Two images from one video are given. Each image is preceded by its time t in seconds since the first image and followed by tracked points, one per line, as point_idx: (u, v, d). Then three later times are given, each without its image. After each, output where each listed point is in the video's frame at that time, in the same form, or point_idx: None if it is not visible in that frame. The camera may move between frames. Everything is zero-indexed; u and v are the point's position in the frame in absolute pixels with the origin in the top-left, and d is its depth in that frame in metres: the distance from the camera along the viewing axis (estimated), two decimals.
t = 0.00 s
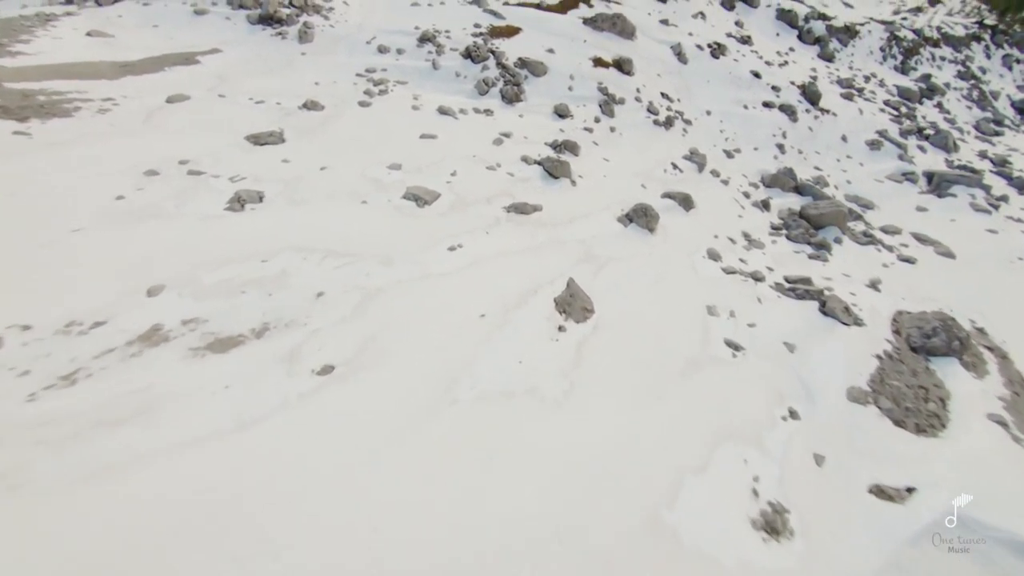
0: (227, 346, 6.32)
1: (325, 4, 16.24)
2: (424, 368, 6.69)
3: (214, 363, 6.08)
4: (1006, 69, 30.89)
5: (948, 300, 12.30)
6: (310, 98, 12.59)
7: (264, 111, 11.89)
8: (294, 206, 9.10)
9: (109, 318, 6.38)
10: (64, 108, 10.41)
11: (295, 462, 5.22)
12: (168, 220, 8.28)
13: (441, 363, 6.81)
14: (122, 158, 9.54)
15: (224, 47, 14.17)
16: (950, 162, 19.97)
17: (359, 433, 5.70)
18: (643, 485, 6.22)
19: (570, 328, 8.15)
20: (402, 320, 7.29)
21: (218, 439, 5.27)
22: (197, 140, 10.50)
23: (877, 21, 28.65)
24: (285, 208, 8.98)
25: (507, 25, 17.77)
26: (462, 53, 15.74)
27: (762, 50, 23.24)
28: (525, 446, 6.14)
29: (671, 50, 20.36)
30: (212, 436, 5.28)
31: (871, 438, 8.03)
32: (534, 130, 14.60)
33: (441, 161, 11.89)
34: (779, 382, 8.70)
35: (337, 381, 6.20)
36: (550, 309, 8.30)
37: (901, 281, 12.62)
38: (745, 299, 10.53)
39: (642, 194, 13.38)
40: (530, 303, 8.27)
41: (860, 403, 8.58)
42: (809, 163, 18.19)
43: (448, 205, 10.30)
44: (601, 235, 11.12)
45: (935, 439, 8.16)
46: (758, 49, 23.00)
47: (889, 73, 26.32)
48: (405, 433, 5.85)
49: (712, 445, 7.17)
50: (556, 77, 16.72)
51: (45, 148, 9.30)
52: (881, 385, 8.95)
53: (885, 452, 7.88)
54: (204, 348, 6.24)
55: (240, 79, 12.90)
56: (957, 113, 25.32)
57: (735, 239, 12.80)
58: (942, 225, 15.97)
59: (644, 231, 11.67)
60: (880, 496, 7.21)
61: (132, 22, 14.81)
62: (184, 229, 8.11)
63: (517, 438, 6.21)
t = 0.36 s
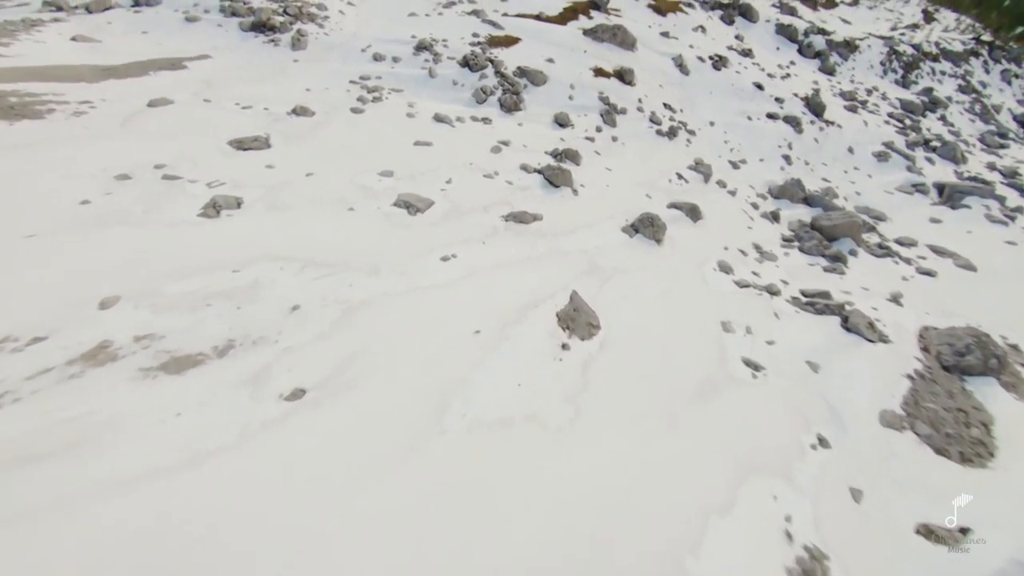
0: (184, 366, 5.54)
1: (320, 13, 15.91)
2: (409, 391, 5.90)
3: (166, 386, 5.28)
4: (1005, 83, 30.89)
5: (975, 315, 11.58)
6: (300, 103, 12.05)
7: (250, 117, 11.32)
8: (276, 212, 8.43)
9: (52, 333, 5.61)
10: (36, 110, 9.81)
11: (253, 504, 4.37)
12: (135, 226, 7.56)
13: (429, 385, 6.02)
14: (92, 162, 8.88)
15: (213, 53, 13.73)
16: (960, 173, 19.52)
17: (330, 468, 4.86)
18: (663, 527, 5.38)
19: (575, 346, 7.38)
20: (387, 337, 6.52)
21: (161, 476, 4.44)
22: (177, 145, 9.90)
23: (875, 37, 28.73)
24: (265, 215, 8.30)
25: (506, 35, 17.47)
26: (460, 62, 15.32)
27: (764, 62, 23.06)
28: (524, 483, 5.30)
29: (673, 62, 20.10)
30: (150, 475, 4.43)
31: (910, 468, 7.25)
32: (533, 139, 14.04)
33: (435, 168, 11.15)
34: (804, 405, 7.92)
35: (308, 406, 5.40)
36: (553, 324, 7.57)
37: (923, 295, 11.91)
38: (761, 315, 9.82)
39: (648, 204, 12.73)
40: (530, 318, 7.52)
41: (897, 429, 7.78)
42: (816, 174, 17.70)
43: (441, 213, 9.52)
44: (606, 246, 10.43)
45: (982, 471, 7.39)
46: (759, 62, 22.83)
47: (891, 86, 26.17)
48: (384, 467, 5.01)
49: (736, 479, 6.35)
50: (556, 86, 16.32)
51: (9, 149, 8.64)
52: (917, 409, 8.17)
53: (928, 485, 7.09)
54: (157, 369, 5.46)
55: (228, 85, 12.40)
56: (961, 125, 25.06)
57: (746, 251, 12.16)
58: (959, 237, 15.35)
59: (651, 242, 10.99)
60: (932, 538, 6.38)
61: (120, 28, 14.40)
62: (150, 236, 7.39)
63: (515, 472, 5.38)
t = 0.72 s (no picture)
0: (124, 393, 4.73)
1: (313, 25, 15.61)
2: (388, 420, 5.10)
3: (98, 417, 4.46)
4: (1000, 100, 31.05)
5: (1004, 331, 10.85)
6: (287, 111, 11.52)
7: (233, 125, 10.77)
8: (251, 221, 7.75)
9: None
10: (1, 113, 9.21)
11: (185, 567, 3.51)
12: (91, 234, 6.83)
13: (412, 413, 5.22)
14: (54, 167, 8.21)
15: (201, 62, 13.31)
16: (967, 186, 19.12)
17: (287, 517, 4.01)
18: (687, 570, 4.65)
19: (580, 368, 6.60)
20: (366, 358, 5.75)
21: (74, 531, 3.60)
22: (151, 151, 9.27)
23: (870, 55, 28.95)
24: (239, 224, 7.61)
25: (503, 48, 17.22)
26: (456, 73, 14.95)
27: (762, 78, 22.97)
28: (522, 532, 4.45)
29: (672, 76, 19.89)
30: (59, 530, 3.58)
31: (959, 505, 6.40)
32: (531, 149, 13.47)
33: (426, 177, 10.47)
34: (835, 433, 7.13)
35: (268, 440, 4.60)
36: (556, 342, 6.82)
37: (947, 310, 11.21)
38: (779, 333, 9.10)
39: (652, 217, 12.06)
40: (529, 336, 6.75)
41: (941, 460, 6.94)
42: (822, 187, 17.25)
43: (433, 223, 8.81)
44: (610, 258, 9.73)
45: None
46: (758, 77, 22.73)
47: (889, 102, 26.11)
48: (354, 515, 4.17)
49: (765, 521, 5.52)
50: (555, 98, 15.95)
51: None
52: (960, 437, 7.37)
53: (984, 526, 6.23)
54: (90, 396, 4.64)
55: (214, 93, 11.91)
56: (961, 140, 24.90)
57: (757, 265, 11.53)
58: (974, 250, 14.76)
59: (657, 254, 10.31)
60: None
61: (107, 37, 14.03)
62: (107, 245, 6.65)
63: (511, 516, 4.56)
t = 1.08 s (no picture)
0: (41, 422, 3.94)
1: (307, 37, 15.35)
2: (364, 452, 4.31)
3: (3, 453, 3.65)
4: (997, 117, 31.14)
5: None
6: (274, 119, 11.02)
7: (216, 132, 10.23)
8: (224, 229, 7.11)
9: None
10: None
11: None
12: (39, 240, 6.11)
13: (391, 447, 4.43)
14: (13, 171, 7.56)
15: (188, 71, 12.90)
16: (976, 200, 18.67)
17: (246, 565, 3.31)
18: None
19: (587, 392, 5.82)
20: (342, 380, 4.98)
21: None
22: (123, 157, 8.66)
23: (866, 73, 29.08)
24: (210, 232, 6.93)
25: (500, 61, 16.97)
26: (452, 84, 14.58)
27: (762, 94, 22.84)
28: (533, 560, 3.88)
29: (672, 90, 19.65)
30: None
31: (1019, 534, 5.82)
32: (529, 160, 12.89)
33: (419, 185, 9.84)
34: (875, 465, 6.33)
35: (213, 482, 3.79)
36: (561, 361, 6.06)
37: (976, 326, 10.49)
38: (801, 352, 8.37)
39: (657, 228, 11.42)
40: (529, 355, 6.00)
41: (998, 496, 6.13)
42: (829, 201, 16.76)
43: (424, 232, 8.13)
44: (615, 270, 9.05)
45: None
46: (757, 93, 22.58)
47: (889, 118, 25.99)
48: (332, 553, 3.52)
49: (809, 575, 4.67)
50: (554, 110, 15.56)
51: None
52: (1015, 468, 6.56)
53: None
54: None
55: (199, 101, 11.43)
56: (964, 155, 24.66)
57: (771, 280, 10.88)
58: (993, 263, 14.14)
59: (665, 267, 9.62)
60: None
61: (93, 46, 13.67)
62: (54, 252, 5.92)
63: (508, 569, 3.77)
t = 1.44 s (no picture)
0: None
1: (300, 52, 15.09)
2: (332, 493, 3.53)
3: None
4: (992, 135, 31.30)
5: None
6: (259, 129, 10.51)
7: (196, 141, 9.67)
8: (191, 238, 6.43)
9: None
10: None
11: None
12: None
13: (368, 483, 3.67)
14: None
15: (174, 83, 12.49)
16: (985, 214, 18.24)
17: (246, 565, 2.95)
18: None
19: (598, 421, 5.04)
20: (308, 407, 4.19)
21: None
22: (89, 164, 8.03)
23: (861, 93, 29.29)
24: (173, 242, 6.23)
25: (497, 77, 16.74)
26: (447, 98, 14.22)
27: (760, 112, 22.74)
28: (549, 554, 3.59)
29: (671, 107, 19.46)
30: None
31: None
32: (527, 172, 12.29)
33: (410, 196, 9.21)
34: (929, 501, 5.54)
35: (128, 539, 2.95)
36: (565, 383, 5.30)
37: (1010, 342, 9.75)
38: (828, 372, 7.64)
39: (663, 242, 10.76)
40: (529, 377, 5.24)
41: None
42: (836, 216, 16.30)
43: (413, 243, 7.46)
44: (622, 285, 8.31)
45: None
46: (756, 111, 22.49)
47: (887, 135, 25.94)
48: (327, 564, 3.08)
49: None
50: (552, 124, 15.19)
51: None
52: None
53: None
54: None
55: (181, 111, 10.95)
56: (965, 171, 24.48)
57: (786, 295, 10.23)
58: (1014, 277, 13.52)
59: (675, 282, 8.92)
60: None
61: (78, 58, 13.31)
62: None
63: None
